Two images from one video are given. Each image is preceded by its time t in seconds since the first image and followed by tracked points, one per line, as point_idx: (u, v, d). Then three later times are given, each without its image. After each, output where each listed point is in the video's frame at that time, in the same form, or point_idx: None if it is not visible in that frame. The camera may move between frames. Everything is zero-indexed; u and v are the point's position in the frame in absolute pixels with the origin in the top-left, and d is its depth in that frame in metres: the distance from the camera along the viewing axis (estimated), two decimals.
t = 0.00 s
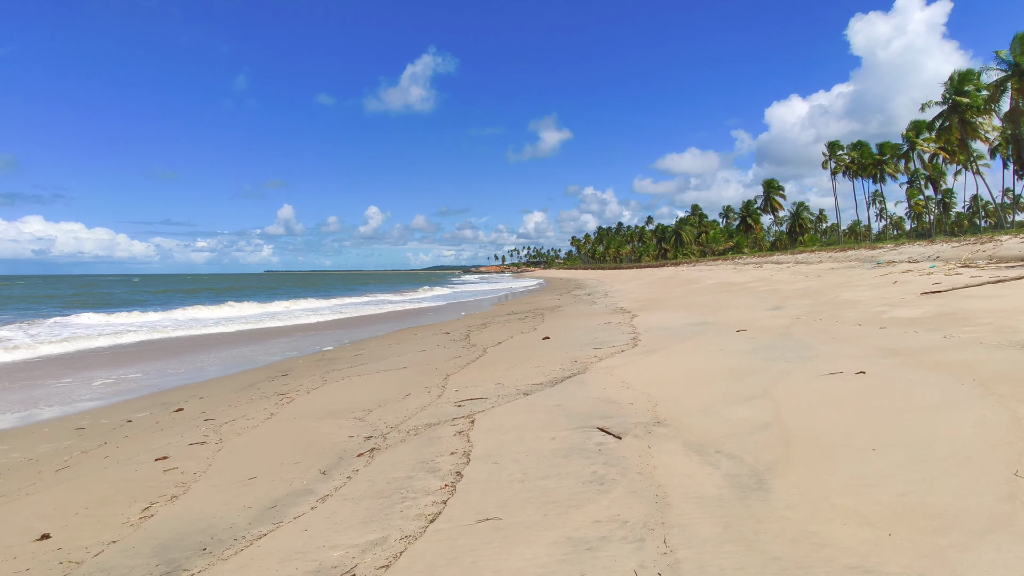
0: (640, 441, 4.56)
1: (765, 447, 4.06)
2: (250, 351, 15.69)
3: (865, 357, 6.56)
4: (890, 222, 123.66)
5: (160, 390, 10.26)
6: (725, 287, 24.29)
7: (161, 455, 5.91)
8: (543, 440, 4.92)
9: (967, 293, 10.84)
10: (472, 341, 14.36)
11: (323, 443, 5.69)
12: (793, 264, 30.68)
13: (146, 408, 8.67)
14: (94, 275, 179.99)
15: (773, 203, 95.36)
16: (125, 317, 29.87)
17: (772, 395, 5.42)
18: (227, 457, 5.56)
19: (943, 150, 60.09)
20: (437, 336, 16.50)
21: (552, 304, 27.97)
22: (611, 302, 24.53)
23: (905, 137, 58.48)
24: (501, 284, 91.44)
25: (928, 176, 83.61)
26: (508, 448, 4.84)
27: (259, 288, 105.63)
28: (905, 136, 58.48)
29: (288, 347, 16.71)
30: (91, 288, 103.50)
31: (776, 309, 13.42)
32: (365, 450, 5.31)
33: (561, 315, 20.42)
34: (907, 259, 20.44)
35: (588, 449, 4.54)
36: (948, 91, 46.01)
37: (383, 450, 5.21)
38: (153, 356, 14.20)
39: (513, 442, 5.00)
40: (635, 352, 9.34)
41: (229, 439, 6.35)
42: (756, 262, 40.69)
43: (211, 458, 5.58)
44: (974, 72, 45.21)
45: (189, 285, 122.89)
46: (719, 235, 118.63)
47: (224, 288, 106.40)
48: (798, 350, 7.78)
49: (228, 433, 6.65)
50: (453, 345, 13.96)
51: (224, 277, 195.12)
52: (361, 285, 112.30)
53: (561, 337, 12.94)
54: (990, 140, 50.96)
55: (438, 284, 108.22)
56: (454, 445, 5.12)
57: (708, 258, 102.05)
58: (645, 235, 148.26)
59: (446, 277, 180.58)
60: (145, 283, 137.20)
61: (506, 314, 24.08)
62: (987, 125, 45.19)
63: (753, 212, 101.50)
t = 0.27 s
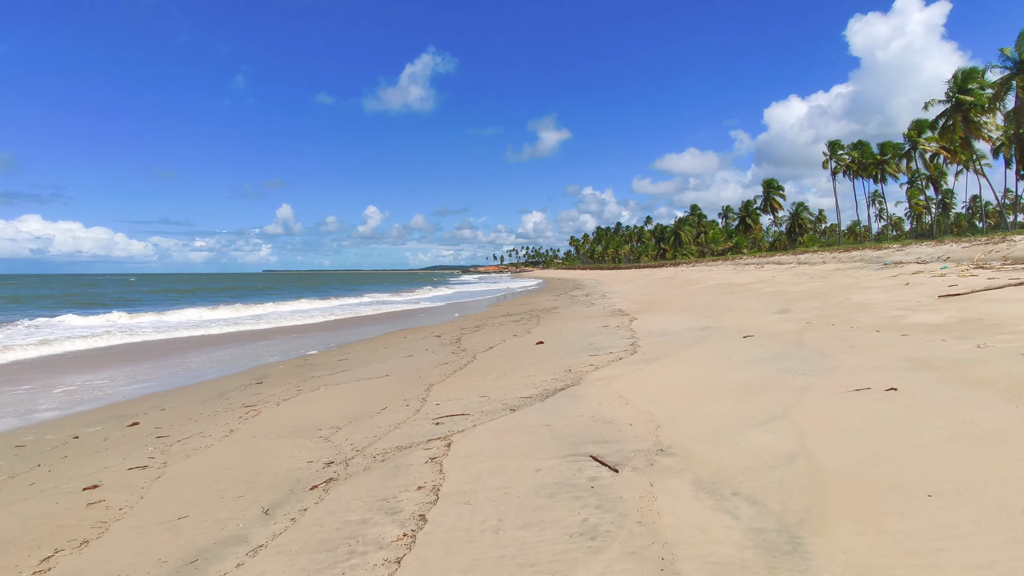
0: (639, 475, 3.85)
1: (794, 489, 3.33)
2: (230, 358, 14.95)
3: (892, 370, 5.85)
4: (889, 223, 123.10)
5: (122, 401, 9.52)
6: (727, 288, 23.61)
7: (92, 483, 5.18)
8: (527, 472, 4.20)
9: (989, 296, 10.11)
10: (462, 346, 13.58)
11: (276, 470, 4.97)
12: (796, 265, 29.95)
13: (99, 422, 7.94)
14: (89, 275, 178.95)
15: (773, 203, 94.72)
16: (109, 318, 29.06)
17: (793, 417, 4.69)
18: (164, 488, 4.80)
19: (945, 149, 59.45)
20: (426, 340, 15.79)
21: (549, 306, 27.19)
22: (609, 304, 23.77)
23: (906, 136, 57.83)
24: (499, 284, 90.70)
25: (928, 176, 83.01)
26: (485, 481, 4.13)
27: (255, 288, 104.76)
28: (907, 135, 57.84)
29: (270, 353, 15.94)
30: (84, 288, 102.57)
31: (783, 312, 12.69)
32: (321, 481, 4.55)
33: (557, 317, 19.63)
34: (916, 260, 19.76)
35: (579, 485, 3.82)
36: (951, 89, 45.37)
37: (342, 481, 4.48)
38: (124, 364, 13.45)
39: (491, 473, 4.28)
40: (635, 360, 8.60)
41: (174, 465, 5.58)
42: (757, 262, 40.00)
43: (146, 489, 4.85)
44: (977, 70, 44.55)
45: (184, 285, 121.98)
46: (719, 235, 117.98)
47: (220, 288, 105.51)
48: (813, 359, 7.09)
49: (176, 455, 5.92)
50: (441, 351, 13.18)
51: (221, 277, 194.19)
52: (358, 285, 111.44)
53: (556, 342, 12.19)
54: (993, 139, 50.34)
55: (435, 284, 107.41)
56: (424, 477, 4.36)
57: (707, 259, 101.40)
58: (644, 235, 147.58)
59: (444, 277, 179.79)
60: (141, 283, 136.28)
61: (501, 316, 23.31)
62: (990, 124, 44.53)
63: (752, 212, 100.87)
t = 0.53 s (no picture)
0: (645, 523, 3.14)
1: (842, 553, 2.62)
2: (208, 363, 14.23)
3: (929, 384, 5.15)
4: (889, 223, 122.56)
5: (80, 412, 8.78)
6: (729, 289, 22.91)
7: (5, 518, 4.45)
8: (510, 514, 3.49)
9: (1016, 299, 9.42)
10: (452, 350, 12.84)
11: (217, 505, 4.24)
12: (799, 265, 29.23)
13: (46, 437, 7.21)
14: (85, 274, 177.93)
15: (773, 203, 94.09)
16: (94, 319, 28.30)
17: (826, 445, 3.98)
18: (83, 528, 4.08)
19: (947, 149, 58.82)
20: (416, 343, 15.07)
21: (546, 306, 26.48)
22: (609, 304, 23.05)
23: (908, 135, 57.19)
24: (496, 284, 89.98)
25: (929, 176, 82.44)
26: (458, 526, 3.41)
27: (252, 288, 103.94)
28: (909, 134, 57.19)
29: (253, 357, 15.21)
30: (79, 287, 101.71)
31: (793, 315, 11.96)
32: (264, 522, 3.82)
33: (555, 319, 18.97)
34: (925, 260, 19.07)
35: (571, 536, 3.11)
36: (955, 87, 44.71)
37: (289, 522, 3.75)
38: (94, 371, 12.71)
39: (466, 515, 3.56)
40: (636, 368, 7.89)
41: (106, 494, 4.82)
42: (758, 262, 39.31)
43: (63, 527, 4.12)
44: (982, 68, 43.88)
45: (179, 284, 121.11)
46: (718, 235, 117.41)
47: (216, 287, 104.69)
48: (834, 370, 6.38)
49: (114, 481, 5.19)
50: (431, 355, 12.44)
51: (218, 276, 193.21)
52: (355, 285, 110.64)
53: (551, 347, 11.48)
54: (996, 138, 49.71)
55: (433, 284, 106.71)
56: (386, 519, 3.64)
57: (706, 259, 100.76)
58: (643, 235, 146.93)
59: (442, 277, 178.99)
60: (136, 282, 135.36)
61: (497, 317, 22.61)
62: (995, 123, 43.87)
63: (752, 212, 100.26)
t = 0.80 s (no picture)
0: None
1: None
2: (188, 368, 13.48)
3: (988, 400, 4.45)
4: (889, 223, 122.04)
5: (35, 422, 8.04)
6: (733, 289, 22.21)
7: None
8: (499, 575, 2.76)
9: None
10: (444, 354, 12.09)
11: (147, 551, 3.51)
12: (804, 264, 28.53)
13: None
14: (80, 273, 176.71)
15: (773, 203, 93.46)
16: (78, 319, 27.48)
17: (887, 483, 3.27)
18: None
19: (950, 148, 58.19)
20: (408, 346, 14.34)
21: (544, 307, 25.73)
22: (609, 305, 22.35)
23: (911, 133, 56.55)
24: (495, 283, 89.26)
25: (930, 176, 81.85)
26: None
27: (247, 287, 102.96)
28: (911, 133, 56.55)
29: (236, 360, 14.43)
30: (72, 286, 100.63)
31: (806, 317, 11.25)
32: None
33: (552, 320, 18.20)
34: (938, 259, 18.38)
35: None
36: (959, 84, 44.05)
37: None
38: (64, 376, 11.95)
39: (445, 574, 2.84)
40: (644, 376, 7.18)
41: (20, 533, 4.03)
42: (760, 262, 38.61)
43: None
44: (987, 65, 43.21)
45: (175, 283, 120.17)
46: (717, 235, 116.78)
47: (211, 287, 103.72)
48: (868, 381, 5.68)
49: (41, 512, 4.45)
50: (422, 359, 11.69)
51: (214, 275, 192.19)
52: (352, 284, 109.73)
53: (550, 351, 10.75)
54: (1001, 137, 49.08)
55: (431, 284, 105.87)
56: None
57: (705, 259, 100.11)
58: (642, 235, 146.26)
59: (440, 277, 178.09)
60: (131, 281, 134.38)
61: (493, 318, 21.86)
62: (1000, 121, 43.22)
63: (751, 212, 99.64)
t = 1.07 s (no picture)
0: None
1: None
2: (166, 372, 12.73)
3: None
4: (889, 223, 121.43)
5: None
6: (740, 288, 21.46)
7: None
8: None
9: None
10: (438, 358, 11.32)
11: None
12: (810, 263, 27.76)
13: None
14: (76, 272, 175.48)
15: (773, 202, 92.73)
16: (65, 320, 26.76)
17: (987, 535, 2.56)
18: None
19: (953, 146, 57.49)
20: (401, 349, 13.56)
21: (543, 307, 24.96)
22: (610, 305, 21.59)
23: (914, 132, 55.83)
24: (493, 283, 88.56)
25: (932, 175, 81.21)
26: None
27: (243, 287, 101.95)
28: (915, 131, 55.83)
29: (217, 364, 13.65)
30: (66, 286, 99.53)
31: (824, 319, 10.52)
32: None
33: (552, 321, 17.43)
34: (954, 258, 17.61)
35: None
36: (965, 81, 43.31)
37: None
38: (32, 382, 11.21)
39: None
40: (656, 385, 6.45)
41: None
42: (764, 262, 37.87)
43: None
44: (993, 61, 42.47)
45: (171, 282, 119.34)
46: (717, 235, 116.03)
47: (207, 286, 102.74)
48: (918, 394, 4.93)
49: None
50: (413, 363, 10.92)
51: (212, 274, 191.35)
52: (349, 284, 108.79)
53: (551, 354, 10.00)
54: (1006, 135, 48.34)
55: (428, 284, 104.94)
56: None
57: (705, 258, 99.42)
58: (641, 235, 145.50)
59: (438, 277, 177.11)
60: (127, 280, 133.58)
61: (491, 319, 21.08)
62: (1006, 118, 42.48)
63: (751, 212, 99.12)
